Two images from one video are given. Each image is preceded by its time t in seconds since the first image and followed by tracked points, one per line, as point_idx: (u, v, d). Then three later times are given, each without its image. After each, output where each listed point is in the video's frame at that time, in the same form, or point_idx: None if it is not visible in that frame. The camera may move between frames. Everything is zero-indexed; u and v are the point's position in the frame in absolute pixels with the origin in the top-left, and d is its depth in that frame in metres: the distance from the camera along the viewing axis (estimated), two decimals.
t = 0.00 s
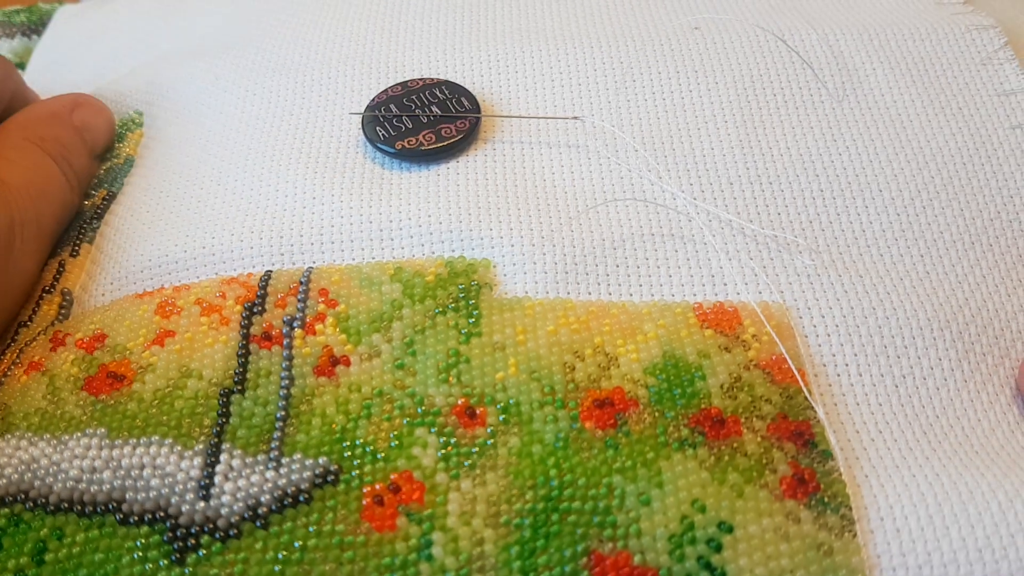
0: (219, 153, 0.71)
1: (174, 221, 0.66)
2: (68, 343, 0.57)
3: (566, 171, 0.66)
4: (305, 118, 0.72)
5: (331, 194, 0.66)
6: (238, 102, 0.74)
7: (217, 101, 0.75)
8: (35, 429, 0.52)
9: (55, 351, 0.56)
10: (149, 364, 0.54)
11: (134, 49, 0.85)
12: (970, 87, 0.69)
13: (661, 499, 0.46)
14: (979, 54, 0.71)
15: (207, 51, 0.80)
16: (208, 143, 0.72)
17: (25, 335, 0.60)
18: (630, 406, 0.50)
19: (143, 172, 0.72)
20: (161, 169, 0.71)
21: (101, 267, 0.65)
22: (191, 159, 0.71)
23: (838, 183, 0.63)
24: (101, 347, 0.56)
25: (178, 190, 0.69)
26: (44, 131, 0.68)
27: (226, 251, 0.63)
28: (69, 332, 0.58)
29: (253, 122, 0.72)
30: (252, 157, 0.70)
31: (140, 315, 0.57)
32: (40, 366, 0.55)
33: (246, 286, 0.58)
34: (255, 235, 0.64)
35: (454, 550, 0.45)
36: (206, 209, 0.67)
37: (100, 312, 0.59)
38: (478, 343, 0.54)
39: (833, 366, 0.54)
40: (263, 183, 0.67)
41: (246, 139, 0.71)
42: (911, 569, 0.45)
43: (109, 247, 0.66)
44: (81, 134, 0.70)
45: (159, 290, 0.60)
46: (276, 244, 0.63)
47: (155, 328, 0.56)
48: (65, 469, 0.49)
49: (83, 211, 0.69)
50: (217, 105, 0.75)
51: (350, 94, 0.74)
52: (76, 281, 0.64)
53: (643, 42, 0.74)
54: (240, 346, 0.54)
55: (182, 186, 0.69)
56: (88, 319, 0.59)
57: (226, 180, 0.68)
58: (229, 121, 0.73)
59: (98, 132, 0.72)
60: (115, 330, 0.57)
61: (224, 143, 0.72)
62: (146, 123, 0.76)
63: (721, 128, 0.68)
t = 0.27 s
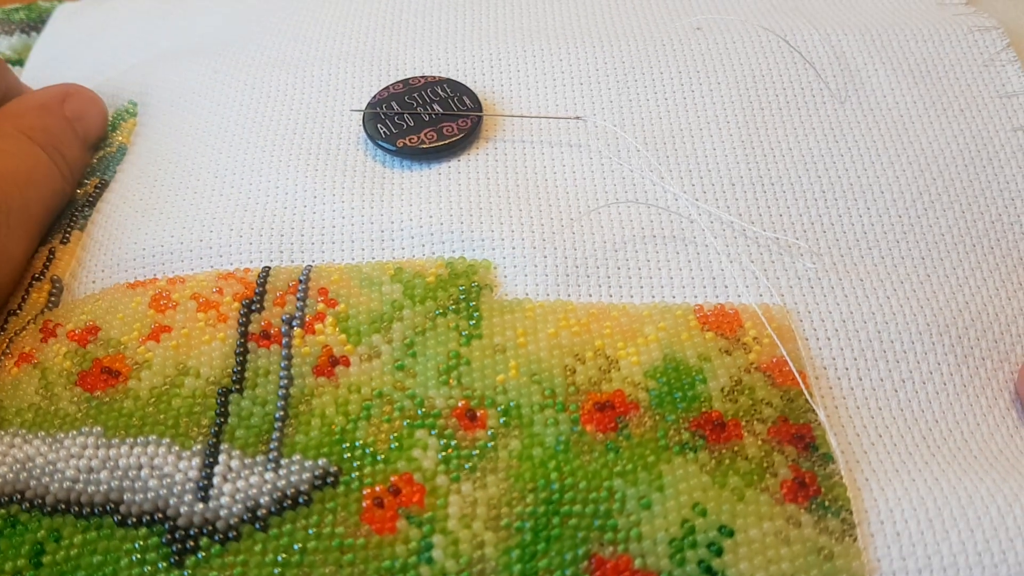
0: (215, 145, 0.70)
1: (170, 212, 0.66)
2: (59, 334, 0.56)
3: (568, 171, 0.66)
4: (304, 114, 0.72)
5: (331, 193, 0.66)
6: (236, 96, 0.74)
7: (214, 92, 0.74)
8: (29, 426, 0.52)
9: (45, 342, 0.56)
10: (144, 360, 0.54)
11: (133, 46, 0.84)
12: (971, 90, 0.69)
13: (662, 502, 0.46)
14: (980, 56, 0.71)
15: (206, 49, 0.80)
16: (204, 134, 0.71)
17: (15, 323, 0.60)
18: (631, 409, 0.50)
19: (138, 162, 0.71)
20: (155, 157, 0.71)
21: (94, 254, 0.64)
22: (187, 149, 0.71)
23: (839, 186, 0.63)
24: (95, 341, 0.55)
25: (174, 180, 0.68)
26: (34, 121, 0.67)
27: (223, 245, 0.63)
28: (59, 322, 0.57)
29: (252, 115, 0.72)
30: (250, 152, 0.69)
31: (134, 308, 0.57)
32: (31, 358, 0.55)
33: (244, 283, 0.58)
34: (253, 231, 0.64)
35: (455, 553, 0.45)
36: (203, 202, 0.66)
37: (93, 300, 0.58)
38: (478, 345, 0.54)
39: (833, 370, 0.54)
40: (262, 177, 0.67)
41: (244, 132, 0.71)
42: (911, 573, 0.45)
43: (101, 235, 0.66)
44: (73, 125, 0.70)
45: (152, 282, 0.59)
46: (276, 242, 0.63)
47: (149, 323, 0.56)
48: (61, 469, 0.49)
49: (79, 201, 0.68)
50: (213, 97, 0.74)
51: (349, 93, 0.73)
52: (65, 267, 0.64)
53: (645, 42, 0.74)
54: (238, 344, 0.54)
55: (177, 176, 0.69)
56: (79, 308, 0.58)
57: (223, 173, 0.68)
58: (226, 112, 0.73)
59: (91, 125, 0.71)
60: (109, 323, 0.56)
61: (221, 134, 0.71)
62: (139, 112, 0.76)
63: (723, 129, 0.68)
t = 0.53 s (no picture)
0: (216, 135, 0.70)
1: (169, 200, 0.65)
2: (53, 320, 0.57)
3: (572, 169, 0.66)
4: (307, 107, 0.72)
5: (335, 189, 0.66)
6: (238, 87, 0.73)
7: (216, 82, 0.74)
8: (27, 419, 0.51)
9: (39, 327, 0.56)
10: (144, 355, 0.54)
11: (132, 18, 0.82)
12: (976, 90, 0.69)
13: (664, 504, 0.46)
14: (986, 56, 0.71)
15: (207, 34, 0.79)
16: (205, 123, 0.71)
17: None
18: (633, 410, 0.50)
19: (134, 143, 0.71)
20: (153, 141, 0.70)
21: (88, 237, 0.64)
22: (187, 137, 0.70)
23: (843, 186, 0.63)
24: (93, 331, 0.55)
25: (172, 166, 0.68)
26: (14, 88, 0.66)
27: (225, 238, 0.63)
28: (54, 306, 0.57)
29: (254, 107, 0.72)
30: (252, 144, 0.69)
31: (133, 299, 0.57)
32: (24, 345, 0.55)
33: (245, 278, 0.57)
34: (254, 225, 0.64)
35: (456, 553, 0.45)
36: (204, 192, 0.66)
37: (90, 287, 0.58)
38: (480, 344, 0.54)
39: (834, 373, 0.54)
40: (265, 171, 0.67)
41: (246, 124, 0.71)
42: None
43: (93, 215, 0.65)
44: (52, 94, 0.70)
45: (151, 271, 0.59)
46: (278, 238, 0.63)
47: (149, 316, 0.56)
48: (62, 465, 0.49)
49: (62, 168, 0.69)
50: (214, 86, 0.74)
51: (353, 86, 0.73)
52: (51, 242, 0.64)
53: (651, 39, 0.74)
54: (239, 340, 0.54)
55: (176, 163, 0.68)
56: (74, 292, 0.58)
57: (224, 164, 0.68)
58: (227, 103, 0.72)
59: (70, 95, 0.72)
60: (107, 313, 0.56)
61: (222, 125, 0.71)
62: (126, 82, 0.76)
63: (728, 127, 0.67)
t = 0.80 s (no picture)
0: (215, 111, 0.68)
1: (166, 179, 0.63)
2: (44, 299, 0.54)
3: (583, 161, 0.65)
4: (309, 88, 0.69)
5: (340, 176, 0.64)
6: (238, 62, 0.71)
7: (213, 55, 0.71)
8: (21, 408, 0.49)
9: (29, 306, 0.54)
10: (145, 344, 0.52)
11: None
12: (991, 88, 0.68)
13: (680, 512, 0.46)
14: (1001, 53, 0.70)
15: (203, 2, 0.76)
16: (201, 97, 0.68)
17: None
18: (647, 415, 0.49)
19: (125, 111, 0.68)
20: (145, 111, 0.67)
21: (80, 211, 0.61)
22: (184, 111, 0.68)
23: (857, 185, 0.63)
24: (88, 316, 0.53)
25: (168, 141, 0.66)
26: None
27: (226, 223, 0.61)
28: (46, 285, 0.55)
29: (254, 85, 0.69)
30: (254, 124, 0.67)
31: (131, 284, 0.55)
32: (13, 324, 0.53)
33: (250, 268, 0.56)
34: (258, 211, 0.62)
35: (470, 559, 0.44)
36: (203, 172, 0.64)
37: (86, 266, 0.56)
38: (492, 343, 0.53)
39: (847, 378, 0.54)
40: (267, 154, 0.65)
41: (246, 102, 0.68)
42: None
43: (83, 186, 0.63)
44: None
45: (149, 255, 0.57)
46: (283, 226, 0.61)
47: (149, 303, 0.54)
48: (61, 460, 0.47)
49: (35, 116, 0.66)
50: (211, 60, 0.71)
51: (358, 69, 0.71)
52: (34, 208, 0.61)
53: (663, 28, 0.72)
54: (244, 333, 0.52)
55: (172, 139, 0.66)
56: (67, 270, 0.56)
57: (224, 144, 0.66)
58: (225, 78, 0.70)
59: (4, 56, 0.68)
60: (104, 297, 0.54)
61: (220, 101, 0.68)
62: (103, 28, 0.73)
63: (742, 122, 0.66)
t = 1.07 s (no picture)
0: (218, 106, 0.67)
1: (170, 173, 0.63)
2: (47, 292, 0.54)
3: (587, 159, 0.65)
4: (313, 83, 0.69)
5: (344, 171, 0.64)
6: (241, 57, 0.71)
7: (217, 50, 0.71)
8: (24, 402, 0.49)
9: (32, 299, 0.54)
10: (148, 338, 0.52)
11: None
12: (994, 88, 0.68)
13: (682, 509, 0.46)
14: (1004, 53, 0.70)
15: None
16: (205, 91, 0.68)
17: None
18: (650, 412, 0.49)
19: (128, 104, 0.67)
20: (149, 105, 0.67)
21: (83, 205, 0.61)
22: (187, 105, 0.67)
23: (860, 184, 0.63)
24: (91, 309, 0.53)
25: (172, 135, 0.65)
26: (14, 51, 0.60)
27: (230, 218, 0.61)
28: (48, 278, 0.55)
29: (258, 79, 0.69)
30: (257, 119, 0.67)
31: (134, 278, 0.55)
32: (16, 317, 0.53)
33: (253, 263, 0.56)
34: (262, 206, 0.62)
35: (472, 555, 0.45)
36: (206, 167, 0.64)
37: (89, 259, 0.56)
38: (495, 340, 0.53)
39: (850, 376, 0.54)
40: (271, 149, 0.65)
41: (250, 96, 0.68)
42: None
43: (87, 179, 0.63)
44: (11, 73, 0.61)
45: (152, 249, 0.57)
46: (286, 221, 0.61)
47: (152, 298, 0.54)
48: (65, 454, 0.48)
49: (37, 108, 0.66)
50: (215, 54, 0.71)
51: (361, 65, 0.71)
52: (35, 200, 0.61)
53: (667, 27, 0.72)
54: (248, 328, 0.52)
55: (176, 133, 0.66)
56: (71, 264, 0.56)
57: (227, 139, 0.66)
58: (229, 73, 0.70)
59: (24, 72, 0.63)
60: (107, 290, 0.54)
61: (224, 95, 0.68)
62: (106, 20, 0.73)
63: (745, 121, 0.66)
